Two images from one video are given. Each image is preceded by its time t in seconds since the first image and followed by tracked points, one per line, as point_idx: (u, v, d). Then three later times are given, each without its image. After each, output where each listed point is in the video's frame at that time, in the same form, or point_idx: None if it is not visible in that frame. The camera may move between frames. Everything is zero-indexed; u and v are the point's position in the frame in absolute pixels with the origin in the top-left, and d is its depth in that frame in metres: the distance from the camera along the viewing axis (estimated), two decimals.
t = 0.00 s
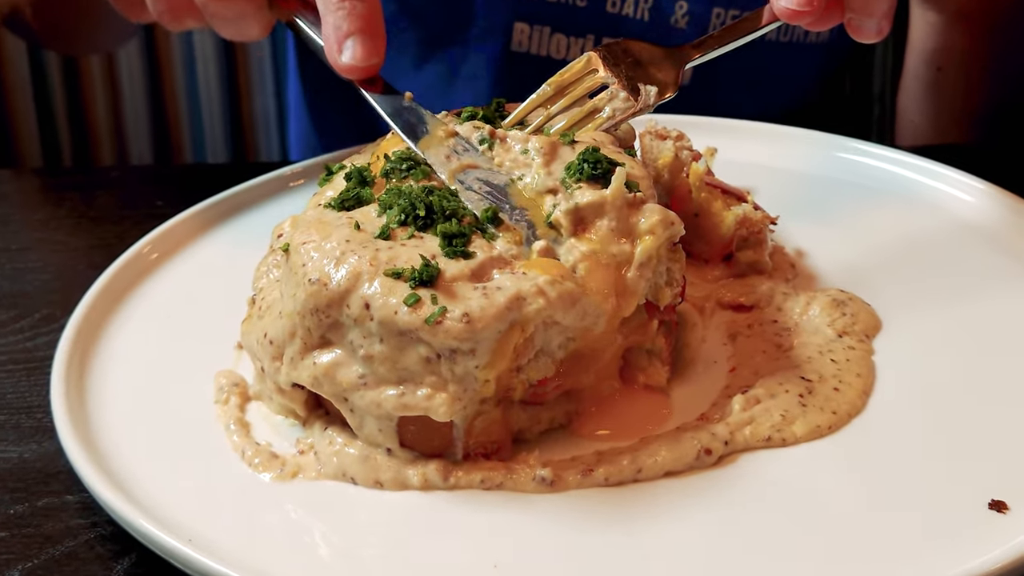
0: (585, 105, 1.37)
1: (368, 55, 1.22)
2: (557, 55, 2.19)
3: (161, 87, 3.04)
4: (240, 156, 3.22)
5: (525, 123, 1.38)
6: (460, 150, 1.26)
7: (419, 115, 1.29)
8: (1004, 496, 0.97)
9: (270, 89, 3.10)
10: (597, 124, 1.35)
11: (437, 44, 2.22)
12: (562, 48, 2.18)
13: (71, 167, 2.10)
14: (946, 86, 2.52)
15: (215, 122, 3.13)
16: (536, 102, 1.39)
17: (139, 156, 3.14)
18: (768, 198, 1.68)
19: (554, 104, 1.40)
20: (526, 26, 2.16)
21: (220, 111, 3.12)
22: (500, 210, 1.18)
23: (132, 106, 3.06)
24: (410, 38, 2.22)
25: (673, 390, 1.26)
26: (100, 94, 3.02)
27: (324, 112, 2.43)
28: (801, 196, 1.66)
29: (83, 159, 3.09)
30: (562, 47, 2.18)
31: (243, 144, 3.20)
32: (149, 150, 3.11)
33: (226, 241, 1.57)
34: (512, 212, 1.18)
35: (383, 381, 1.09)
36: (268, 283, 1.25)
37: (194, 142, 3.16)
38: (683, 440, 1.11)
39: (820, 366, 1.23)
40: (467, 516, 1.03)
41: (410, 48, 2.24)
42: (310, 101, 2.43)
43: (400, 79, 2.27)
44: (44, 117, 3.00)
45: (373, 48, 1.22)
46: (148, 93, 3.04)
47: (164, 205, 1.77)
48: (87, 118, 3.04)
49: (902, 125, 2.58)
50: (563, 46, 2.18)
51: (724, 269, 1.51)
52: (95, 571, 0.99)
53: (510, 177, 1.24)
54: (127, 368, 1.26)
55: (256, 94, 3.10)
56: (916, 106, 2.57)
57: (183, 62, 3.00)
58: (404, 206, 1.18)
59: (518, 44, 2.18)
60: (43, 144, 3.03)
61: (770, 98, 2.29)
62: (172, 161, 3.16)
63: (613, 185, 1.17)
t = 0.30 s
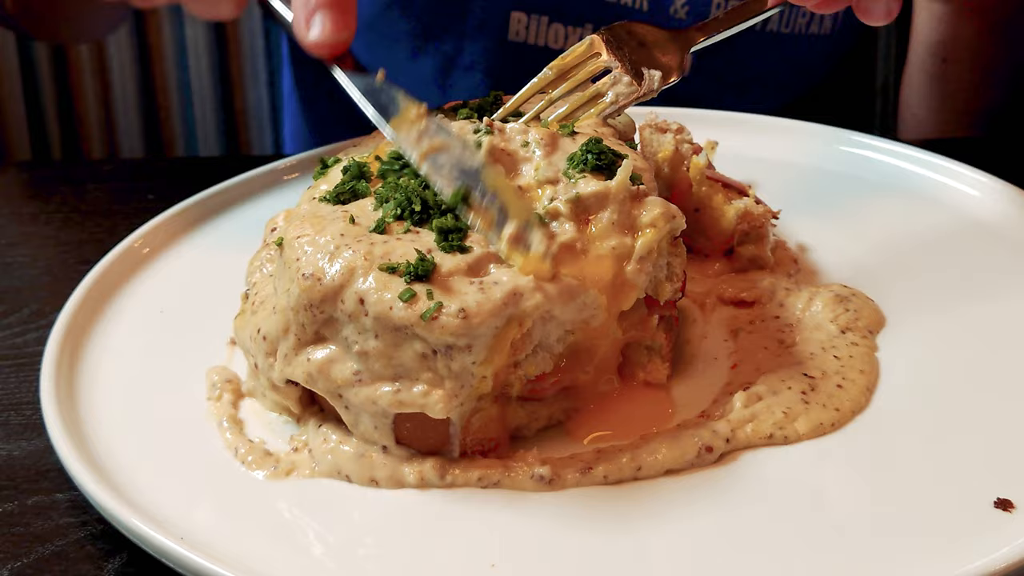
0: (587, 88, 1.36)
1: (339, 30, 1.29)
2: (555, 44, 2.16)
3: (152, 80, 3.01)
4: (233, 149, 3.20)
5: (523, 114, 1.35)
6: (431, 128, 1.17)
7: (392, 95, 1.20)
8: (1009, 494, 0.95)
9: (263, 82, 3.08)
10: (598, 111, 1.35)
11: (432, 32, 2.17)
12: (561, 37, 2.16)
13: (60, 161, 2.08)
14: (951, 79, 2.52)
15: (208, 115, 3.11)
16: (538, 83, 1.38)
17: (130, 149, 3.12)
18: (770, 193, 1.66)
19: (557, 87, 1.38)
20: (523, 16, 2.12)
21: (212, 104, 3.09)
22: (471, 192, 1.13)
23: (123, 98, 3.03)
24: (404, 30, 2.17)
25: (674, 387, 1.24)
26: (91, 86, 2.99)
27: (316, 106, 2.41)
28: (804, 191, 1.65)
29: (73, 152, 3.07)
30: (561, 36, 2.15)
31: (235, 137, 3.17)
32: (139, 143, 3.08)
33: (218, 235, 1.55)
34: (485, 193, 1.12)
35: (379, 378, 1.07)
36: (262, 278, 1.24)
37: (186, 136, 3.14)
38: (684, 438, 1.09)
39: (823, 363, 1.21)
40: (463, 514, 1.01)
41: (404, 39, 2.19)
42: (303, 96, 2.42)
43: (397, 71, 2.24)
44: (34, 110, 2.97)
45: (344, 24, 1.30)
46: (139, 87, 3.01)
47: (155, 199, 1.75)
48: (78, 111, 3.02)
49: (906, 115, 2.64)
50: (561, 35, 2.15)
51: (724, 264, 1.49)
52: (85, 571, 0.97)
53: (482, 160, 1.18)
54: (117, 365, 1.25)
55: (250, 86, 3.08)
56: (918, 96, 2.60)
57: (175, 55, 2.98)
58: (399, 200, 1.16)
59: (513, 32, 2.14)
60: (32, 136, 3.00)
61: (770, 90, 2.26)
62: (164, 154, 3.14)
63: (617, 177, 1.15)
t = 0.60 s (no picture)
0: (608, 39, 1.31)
1: (317, 17, 1.25)
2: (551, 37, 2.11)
3: (145, 72, 2.99)
4: (227, 142, 3.19)
5: (521, 107, 1.34)
6: (415, 116, 1.22)
7: (374, 82, 1.25)
8: (1012, 493, 0.93)
9: (257, 75, 3.06)
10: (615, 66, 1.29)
11: (426, 27, 2.15)
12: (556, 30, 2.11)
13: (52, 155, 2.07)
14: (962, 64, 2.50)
15: (201, 107, 3.10)
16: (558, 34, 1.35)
17: (124, 143, 3.10)
18: (771, 187, 1.64)
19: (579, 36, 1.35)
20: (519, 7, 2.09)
21: (206, 97, 3.08)
22: (460, 181, 1.14)
23: (116, 91, 3.01)
24: (397, 26, 2.16)
25: (672, 384, 1.22)
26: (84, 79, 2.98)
27: (310, 99, 2.40)
28: (806, 186, 1.63)
29: (67, 147, 3.05)
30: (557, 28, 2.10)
31: (229, 130, 3.17)
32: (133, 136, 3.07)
33: (211, 229, 1.54)
34: (473, 181, 1.14)
35: (374, 375, 1.06)
36: (253, 275, 1.22)
37: (181, 130, 3.12)
38: (682, 435, 1.08)
39: (823, 359, 1.19)
40: (458, 513, 0.99)
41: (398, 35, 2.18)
42: (297, 91, 2.40)
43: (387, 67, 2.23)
44: (26, 103, 2.95)
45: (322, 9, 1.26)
46: (132, 80, 3.00)
47: (148, 193, 1.74)
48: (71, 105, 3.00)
49: (912, 103, 2.62)
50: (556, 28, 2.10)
51: (723, 259, 1.48)
52: (75, 570, 0.96)
53: (468, 147, 1.20)
54: (108, 361, 1.23)
55: (243, 78, 3.06)
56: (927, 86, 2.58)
57: (168, 47, 2.96)
58: (395, 193, 1.14)
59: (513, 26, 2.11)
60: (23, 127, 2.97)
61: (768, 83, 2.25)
62: (158, 147, 3.12)
63: (614, 171, 1.14)
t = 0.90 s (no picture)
0: None
1: None
2: (542, 23, 2.11)
3: (143, 65, 2.98)
4: (225, 135, 3.19)
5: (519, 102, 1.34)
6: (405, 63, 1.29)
7: (357, 31, 1.32)
8: (1010, 489, 0.93)
9: (255, 68, 3.07)
10: None
11: (420, 20, 2.13)
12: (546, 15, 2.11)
13: (48, 148, 2.06)
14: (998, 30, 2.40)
15: (199, 100, 3.09)
16: None
17: (121, 135, 3.09)
18: (772, 181, 1.64)
19: None
20: None
21: (204, 90, 3.07)
22: (453, 121, 1.20)
23: (113, 84, 3.00)
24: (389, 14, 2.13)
25: (671, 379, 1.22)
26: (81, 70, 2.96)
27: (309, 92, 2.40)
28: (806, 180, 1.63)
29: (63, 139, 3.04)
30: (548, 14, 2.10)
31: (226, 123, 3.16)
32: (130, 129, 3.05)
33: (208, 223, 1.53)
34: (466, 121, 1.20)
35: (371, 369, 1.05)
36: (250, 271, 1.22)
37: (178, 122, 3.11)
38: (680, 430, 1.07)
39: (822, 355, 1.19)
40: (455, 508, 0.99)
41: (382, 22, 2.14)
42: (295, 84, 2.40)
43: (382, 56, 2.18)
44: (23, 95, 2.94)
45: None
46: (130, 72, 2.99)
47: (145, 186, 1.73)
48: (68, 97, 2.99)
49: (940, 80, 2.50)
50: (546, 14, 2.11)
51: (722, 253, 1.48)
52: (71, 564, 0.96)
53: (458, 92, 1.26)
54: (105, 356, 1.23)
55: (241, 71, 3.06)
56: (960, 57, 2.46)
57: (166, 40, 2.96)
58: (393, 188, 1.14)
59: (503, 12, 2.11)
60: (20, 120, 2.96)
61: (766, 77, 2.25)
62: (156, 139, 3.11)
63: (613, 165, 1.13)
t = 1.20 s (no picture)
0: None
1: None
2: (535, 17, 2.05)
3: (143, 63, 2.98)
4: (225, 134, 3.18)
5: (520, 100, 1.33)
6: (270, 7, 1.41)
7: None
8: (1011, 487, 0.93)
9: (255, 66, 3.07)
10: None
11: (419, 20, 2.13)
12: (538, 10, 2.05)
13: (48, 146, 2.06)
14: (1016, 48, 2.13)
15: (199, 98, 3.09)
16: None
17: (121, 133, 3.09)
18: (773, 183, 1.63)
19: None
20: None
21: (204, 88, 3.07)
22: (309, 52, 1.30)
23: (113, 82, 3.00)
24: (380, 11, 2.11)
25: (671, 377, 1.22)
26: (80, 68, 2.97)
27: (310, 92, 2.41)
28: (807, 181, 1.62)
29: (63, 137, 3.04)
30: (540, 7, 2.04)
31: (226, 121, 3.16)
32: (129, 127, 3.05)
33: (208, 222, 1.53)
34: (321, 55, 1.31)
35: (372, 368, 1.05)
36: (250, 269, 1.22)
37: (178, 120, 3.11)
38: (680, 428, 1.07)
39: (822, 353, 1.19)
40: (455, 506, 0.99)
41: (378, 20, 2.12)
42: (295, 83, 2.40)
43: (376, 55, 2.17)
44: (23, 94, 2.94)
45: None
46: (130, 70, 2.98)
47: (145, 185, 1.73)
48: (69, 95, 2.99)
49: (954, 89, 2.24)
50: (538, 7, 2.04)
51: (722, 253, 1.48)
52: (72, 562, 0.96)
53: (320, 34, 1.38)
54: (106, 354, 1.23)
55: (242, 69, 3.06)
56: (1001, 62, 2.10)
57: (166, 38, 2.96)
58: (393, 186, 1.13)
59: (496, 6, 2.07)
60: (19, 118, 2.96)
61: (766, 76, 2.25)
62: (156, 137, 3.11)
63: (614, 164, 1.13)
